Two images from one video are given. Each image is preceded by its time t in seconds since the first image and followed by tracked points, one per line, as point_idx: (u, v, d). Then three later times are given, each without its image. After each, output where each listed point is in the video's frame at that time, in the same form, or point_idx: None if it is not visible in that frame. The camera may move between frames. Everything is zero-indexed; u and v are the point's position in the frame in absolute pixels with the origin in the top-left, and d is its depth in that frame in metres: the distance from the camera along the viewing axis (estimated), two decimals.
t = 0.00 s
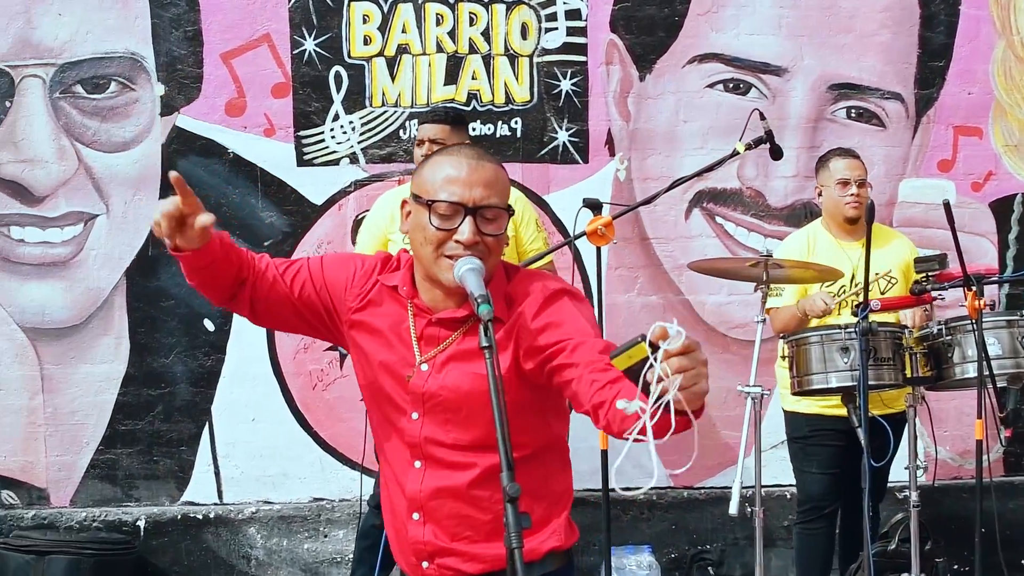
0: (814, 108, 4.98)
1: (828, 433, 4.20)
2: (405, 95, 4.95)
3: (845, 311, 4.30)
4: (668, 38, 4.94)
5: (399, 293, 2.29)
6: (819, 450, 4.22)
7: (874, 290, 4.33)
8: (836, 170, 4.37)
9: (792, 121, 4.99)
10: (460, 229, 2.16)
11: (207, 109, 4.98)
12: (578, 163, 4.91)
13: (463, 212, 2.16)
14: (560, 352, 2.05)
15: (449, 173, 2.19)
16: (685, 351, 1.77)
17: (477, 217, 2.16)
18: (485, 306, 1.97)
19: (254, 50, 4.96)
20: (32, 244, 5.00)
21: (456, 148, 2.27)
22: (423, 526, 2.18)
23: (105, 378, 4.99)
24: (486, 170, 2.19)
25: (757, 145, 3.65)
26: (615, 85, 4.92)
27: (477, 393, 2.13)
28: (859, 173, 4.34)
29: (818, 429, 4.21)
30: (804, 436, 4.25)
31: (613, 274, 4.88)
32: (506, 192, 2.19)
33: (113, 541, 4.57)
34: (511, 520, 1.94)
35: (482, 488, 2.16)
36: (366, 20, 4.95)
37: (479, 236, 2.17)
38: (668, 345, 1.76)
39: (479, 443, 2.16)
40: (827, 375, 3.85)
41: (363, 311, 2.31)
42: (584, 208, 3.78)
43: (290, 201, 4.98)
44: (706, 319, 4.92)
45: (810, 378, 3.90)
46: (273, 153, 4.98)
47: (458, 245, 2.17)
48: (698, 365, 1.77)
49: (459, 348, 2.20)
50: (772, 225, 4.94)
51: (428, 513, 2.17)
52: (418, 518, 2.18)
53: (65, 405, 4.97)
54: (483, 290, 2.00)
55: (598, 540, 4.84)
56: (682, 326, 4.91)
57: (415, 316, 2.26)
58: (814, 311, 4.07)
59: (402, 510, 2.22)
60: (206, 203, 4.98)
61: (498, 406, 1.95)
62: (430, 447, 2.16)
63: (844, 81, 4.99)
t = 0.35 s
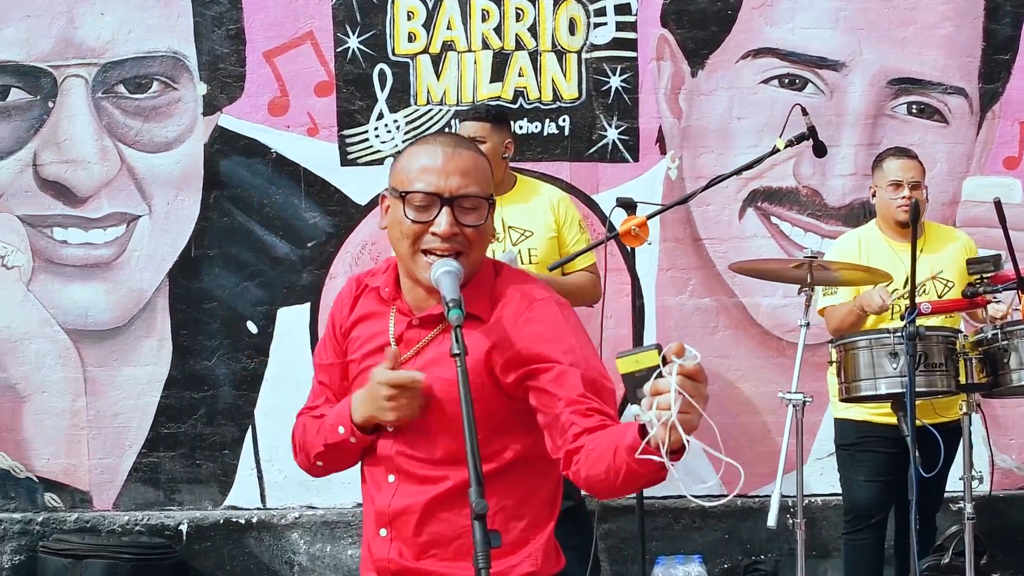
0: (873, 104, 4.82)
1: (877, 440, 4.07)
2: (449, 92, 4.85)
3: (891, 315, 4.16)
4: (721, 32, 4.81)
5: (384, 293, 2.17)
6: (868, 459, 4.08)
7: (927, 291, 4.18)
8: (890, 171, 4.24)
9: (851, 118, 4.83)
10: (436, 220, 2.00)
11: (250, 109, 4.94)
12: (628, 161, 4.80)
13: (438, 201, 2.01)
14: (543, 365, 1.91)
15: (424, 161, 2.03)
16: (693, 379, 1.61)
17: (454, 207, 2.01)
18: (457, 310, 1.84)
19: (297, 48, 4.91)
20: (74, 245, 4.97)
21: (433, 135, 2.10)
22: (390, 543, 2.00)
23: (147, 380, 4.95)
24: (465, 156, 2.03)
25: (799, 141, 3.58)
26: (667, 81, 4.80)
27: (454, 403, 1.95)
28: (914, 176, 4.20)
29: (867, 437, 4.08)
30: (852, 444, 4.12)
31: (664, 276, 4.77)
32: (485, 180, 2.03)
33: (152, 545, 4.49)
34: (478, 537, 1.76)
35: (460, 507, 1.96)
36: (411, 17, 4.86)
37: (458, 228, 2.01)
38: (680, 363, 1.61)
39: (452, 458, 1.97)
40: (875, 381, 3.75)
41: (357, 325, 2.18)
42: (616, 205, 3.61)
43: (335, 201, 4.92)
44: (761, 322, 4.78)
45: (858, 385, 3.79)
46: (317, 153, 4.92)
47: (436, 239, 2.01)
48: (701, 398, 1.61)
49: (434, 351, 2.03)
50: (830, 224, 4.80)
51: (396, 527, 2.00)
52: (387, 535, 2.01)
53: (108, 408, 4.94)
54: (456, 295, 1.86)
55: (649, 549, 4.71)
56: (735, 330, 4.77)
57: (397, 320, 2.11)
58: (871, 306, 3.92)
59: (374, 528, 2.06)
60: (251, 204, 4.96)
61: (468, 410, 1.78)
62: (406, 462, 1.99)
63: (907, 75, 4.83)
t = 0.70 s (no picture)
0: (948, 101, 4.67)
1: (952, 451, 3.96)
2: (511, 91, 4.78)
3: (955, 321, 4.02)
4: (789, 28, 4.69)
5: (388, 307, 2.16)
6: (941, 470, 3.97)
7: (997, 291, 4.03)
8: (958, 165, 4.13)
9: (924, 115, 4.68)
10: (439, 218, 2.05)
11: (311, 109, 4.91)
12: (693, 161, 4.70)
13: (442, 200, 2.06)
14: (568, 380, 1.95)
15: (428, 160, 2.08)
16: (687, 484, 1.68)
17: (457, 206, 2.05)
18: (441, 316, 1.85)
19: (358, 47, 4.87)
20: (137, 246, 5.00)
21: (441, 134, 2.15)
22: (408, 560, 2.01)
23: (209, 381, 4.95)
24: (469, 155, 2.08)
25: (855, 139, 3.52)
26: (733, 78, 4.70)
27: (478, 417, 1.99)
28: (984, 168, 4.09)
29: (942, 446, 3.97)
30: (926, 454, 4.00)
31: (731, 277, 4.68)
32: (490, 180, 2.08)
33: (210, 548, 4.44)
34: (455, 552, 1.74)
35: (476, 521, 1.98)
36: (472, 14, 4.80)
37: (460, 227, 2.05)
38: (669, 480, 1.67)
39: (475, 470, 1.98)
40: (939, 388, 3.65)
41: (353, 347, 2.14)
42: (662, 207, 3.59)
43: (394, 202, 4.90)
44: (831, 324, 4.65)
45: (921, 391, 3.70)
46: (378, 153, 4.89)
47: (437, 237, 2.05)
48: (690, 504, 1.69)
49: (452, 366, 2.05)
50: (902, 224, 4.67)
51: (415, 544, 2.00)
52: (403, 552, 2.02)
53: (170, 409, 4.97)
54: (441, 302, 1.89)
55: (715, 556, 4.63)
56: (805, 333, 4.65)
57: (409, 335, 2.11)
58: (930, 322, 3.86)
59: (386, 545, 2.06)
60: (312, 205, 4.92)
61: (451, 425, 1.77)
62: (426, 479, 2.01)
63: (984, 71, 4.66)
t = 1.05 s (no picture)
0: None
1: None
2: (580, 85, 4.70)
3: None
4: (864, 19, 4.56)
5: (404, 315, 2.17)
6: (1016, 474, 3.83)
7: None
8: None
9: (1006, 107, 4.52)
10: (453, 207, 2.06)
11: (377, 104, 4.87)
12: (765, 155, 4.60)
13: (456, 190, 2.07)
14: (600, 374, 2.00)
15: (445, 151, 2.10)
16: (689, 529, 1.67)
17: (472, 195, 2.07)
18: (439, 309, 1.83)
19: (425, 42, 4.82)
20: (203, 243, 5.03)
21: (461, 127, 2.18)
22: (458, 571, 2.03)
23: (274, 379, 4.97)
24: (485, 147, 2.10)
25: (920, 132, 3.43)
26: (807, 71, 4.58)
27: (514, 422, 2.02)
28: None
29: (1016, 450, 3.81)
30: (1000, 458, 3.85)
31: (804, 275, 4.57)
32: (506, 170, 2.10)
33: (276, 547, 4.42)
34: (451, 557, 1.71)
35: (517, 524, 2.01)
36: (540, 8, 4.72)
37: (474, 218, 2.07)
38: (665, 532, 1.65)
39: (516, 472, 2.01)
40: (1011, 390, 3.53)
41: (369, 359, 2.15)
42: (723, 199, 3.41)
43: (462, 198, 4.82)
44: (908, 324, 4.52)
45: (993, 392, 3.58)
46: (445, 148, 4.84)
47: (451, 227, 2.07)
48: (691, 550, 1.67)
49: (480, 372, 2.07)
50: (982, 220, 4.53)
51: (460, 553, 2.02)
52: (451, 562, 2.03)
53: (237, 407, 4.98)
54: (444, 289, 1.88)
55: (787, 561, 4.54)
56: (881, 332, 4.53)
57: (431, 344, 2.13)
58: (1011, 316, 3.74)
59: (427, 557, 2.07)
60: (378, 201, 4.90)
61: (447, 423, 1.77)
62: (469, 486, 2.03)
63: None
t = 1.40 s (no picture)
0: None
1: None
2: (642, 82, 4.64)
3: None
4: (933, 13, 4.43)
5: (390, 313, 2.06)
6: None
7: None
8: None
9: None
10: (447, 205, 1.95)
11: (437, 103, 4.85)
12: (832, 153, 4.50)
13: (452, 187, 1.96)
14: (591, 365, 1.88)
15: (441, 148, 1.99)
16: None
17: (468, 194, 1.96)
18: (431, 309, 1.75)
19: (486, 40, 4.79)
20: (266, 242, 5.10)
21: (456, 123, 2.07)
22: None
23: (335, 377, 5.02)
24: (484, 145, 1.99)
25: (978, 127, 3.21)
26: (874, 66, 4.47)
27: (505, 423, 1.91)
28: None
29: None
30: None
31: (871, 275, 4.46)
32: (505, 169, 1.99)
33: (333, 547, 4.42)
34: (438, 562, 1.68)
35: (515, 529, 1.91)
36: (602, 4, 4.66)
37: (469, 217, 1.96)
38: None
39: (513, 473, 1.91)
40: None
41: (358, 362, 2.04)
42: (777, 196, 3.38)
43: (523, 197, 4.78)
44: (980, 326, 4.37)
45: None
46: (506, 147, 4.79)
47: (445, 225, 1.96)
48: None
49: (470, 373, 1.96)
50: None
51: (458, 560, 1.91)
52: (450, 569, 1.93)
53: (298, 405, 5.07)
54: (439, 292, 1.78)
55: (853, 566, 4.49)
56: (950, 334, 4.40)
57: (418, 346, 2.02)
58: None
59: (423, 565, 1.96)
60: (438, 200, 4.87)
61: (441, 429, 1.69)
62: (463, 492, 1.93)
63: None
